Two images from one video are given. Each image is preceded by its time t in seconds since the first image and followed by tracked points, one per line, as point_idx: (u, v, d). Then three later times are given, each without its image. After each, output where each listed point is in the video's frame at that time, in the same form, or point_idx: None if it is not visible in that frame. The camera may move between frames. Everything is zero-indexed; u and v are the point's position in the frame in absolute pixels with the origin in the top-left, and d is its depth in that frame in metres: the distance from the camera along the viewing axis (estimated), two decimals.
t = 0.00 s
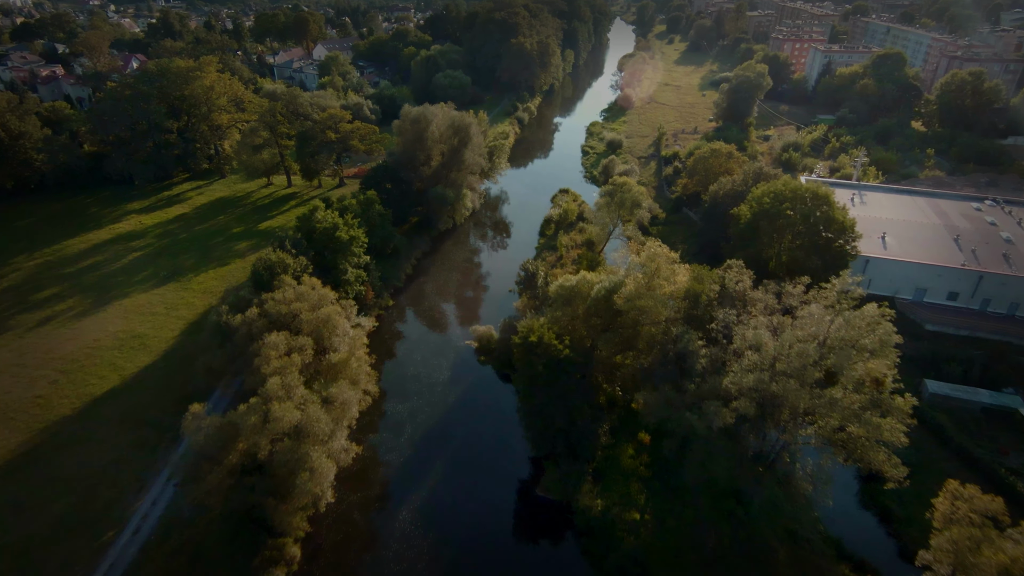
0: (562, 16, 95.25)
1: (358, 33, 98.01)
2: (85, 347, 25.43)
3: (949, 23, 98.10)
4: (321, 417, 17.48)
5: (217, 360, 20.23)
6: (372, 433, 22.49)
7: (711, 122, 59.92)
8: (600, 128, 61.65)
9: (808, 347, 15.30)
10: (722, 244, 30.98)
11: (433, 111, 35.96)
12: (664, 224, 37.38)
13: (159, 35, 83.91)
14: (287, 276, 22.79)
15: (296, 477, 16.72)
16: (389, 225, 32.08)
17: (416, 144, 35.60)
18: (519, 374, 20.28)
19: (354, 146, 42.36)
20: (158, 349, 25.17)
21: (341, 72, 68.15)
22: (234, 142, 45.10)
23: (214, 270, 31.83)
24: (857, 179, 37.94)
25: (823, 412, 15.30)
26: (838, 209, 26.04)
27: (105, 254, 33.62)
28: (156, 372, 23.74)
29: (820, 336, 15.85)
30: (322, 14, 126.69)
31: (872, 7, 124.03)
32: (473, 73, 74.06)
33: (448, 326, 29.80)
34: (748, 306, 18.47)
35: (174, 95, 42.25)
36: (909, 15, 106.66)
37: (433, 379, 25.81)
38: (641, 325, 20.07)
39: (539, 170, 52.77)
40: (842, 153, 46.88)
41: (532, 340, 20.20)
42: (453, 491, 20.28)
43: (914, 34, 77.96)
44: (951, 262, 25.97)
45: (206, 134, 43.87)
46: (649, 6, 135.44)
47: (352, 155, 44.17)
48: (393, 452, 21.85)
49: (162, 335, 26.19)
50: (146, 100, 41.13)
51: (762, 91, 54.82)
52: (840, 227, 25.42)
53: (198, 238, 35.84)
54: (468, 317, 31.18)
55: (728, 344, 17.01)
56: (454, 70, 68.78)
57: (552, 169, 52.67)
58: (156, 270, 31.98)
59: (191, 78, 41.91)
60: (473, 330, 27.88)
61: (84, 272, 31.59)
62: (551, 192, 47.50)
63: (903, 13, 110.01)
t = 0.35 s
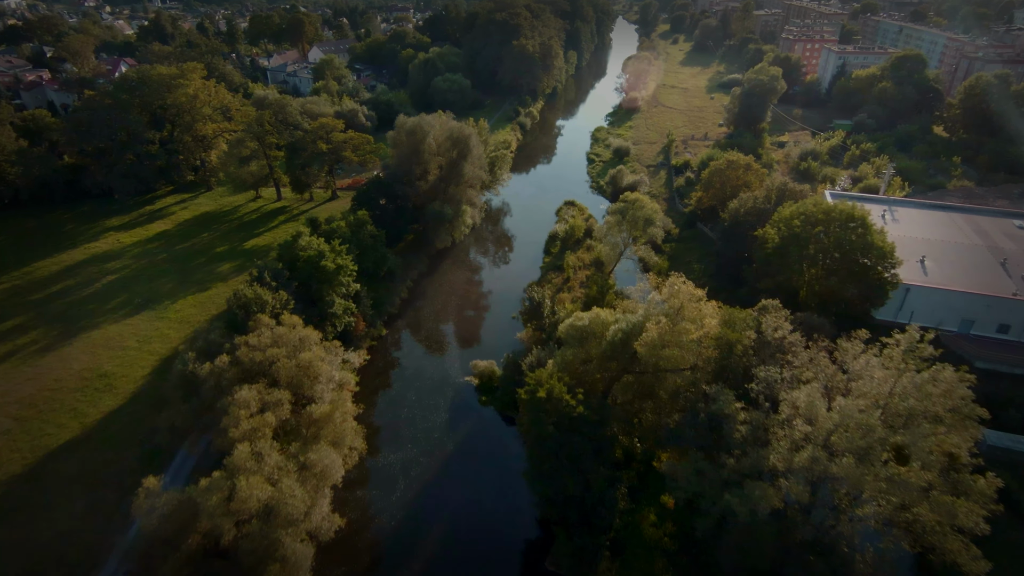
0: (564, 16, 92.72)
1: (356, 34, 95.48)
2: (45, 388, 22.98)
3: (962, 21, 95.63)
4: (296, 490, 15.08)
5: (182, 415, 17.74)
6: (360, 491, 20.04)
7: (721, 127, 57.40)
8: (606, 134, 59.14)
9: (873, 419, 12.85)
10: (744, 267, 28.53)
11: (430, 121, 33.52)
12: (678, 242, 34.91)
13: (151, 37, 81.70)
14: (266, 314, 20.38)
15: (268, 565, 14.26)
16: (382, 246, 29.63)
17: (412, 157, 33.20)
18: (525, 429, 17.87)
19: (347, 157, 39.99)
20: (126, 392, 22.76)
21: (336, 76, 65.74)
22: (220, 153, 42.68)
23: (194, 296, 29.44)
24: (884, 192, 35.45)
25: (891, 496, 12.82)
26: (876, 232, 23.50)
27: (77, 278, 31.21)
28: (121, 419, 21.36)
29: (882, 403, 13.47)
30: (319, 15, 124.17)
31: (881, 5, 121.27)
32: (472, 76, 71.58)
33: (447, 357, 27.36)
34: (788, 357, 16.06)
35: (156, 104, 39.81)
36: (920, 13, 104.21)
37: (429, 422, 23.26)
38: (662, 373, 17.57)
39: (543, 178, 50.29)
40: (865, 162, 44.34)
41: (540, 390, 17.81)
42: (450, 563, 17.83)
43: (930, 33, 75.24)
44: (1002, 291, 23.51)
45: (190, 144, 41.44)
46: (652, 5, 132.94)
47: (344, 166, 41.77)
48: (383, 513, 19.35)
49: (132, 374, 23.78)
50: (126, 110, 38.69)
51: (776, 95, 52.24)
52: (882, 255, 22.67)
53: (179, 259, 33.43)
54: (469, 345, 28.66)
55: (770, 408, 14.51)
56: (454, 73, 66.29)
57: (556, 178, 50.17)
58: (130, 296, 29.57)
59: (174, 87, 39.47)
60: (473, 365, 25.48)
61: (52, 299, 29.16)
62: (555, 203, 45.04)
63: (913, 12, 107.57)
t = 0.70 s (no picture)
0: (567, 17, 90.35)
1: (353, 36, 93.20)
2: None
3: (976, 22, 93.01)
4: None
5: (135, 488, 15.28)
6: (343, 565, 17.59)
7: (732, 135, 54.96)
8: (612, 141, 56.71)
9: (967, 525, 10.36)
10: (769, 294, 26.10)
11: (426, 134, 31.16)
12: (693, 262, 32.44)
13: (142, 40, 79.45)
14: (238, 362, 18.00)
15: None
16: (375, 272, 27.22)
17: (407, 174, 30.83)
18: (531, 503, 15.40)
19: (339, 170, 37.62)
20: (84, 444, 20.36)
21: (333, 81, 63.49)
22: (205, 165, 40.29)
23: (169, 326, 27.05)
24: (915, 209, 32.95)
25: None
26: (922, 261, 20.99)
27: (43, 305, 28.76)
28: (76, 478, 18.96)
29: (970, 499, 11.05)
30: (317, 16, 121.98)
31: (891, 4, 118.72)
32: (473, 80, 69.21)
33: (444, 395, 24.86)
34: (842, 427, 13.65)
35: (136, 113, 37.40)
36: (931, 13, 101.67)
37: (422, 475, 20.77)
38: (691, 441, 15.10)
39: (547, 188, 47.84)
40: (888, 173, 41.85)
41: (550, 458, 15.41)
42: None
43: (946, 34, 72.66)
44: None
45: (173, 156, 39.05)
46: (655, 6, 130.58)
47: (337, 179, 39.45)
48: None
49: (93, 421, 21.38)
50: (103, 120, 36.27)
51: (791, 101, 49.74)
52: (930, 289, 20.18)
53: (156, 283, 31.03)
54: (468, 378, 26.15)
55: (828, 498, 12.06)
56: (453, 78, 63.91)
57: (561, 188, 47.68)
58: (100, 326, 27.17)
59: (155, 96, 37.06)
60: (473, 406, 23.01)
61: (14, 330, 26.72)
62: (561, 216, 42.58)
63: (924, 13, 105.05)
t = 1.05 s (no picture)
0: (571, 19, 88.09)
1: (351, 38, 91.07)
2: None
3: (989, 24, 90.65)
4: None
5: None
6: None
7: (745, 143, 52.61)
8: (619, 149, 54.35)
9: None
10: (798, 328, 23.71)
11: (423, 148, 28.82)
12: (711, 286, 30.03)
13: (134, 43, 77.33)
14: (203, 424, 15.64)
15: None
16: (366, 302, 24.86)
17: (403, 191, 28.49)
18: None
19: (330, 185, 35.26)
20: (32, 508, 17.98)
21: (329, 86, 61.26)
22: (188, 178, 37.92)
23: (140, 362, 24.68)
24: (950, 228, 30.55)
25: None
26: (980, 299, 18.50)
27: (6, 335, 26.38)
28: (18, 553, 16.55)
29: None
30: (316, 17, 119.91)
31: (900, 4, 116.33)
32: (474, 84, 66.92)
33: (441, 441, 22.35)
34: (921, 528, 11.31)
35: (114, 124, 35.04)
36: (942, 15, 99.31)
37: (416, 543, 18.34)
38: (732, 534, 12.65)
39: (552, 200, 45.52)
40: (913, 186, 39.49)
41: (563, 556, 13.10)
42: None
43: (963, 36, 70.17)
44: None
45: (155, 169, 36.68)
46: (660, 7, 128.36)
47: (329, 193, 37.13)
48: None
49: (46, 479, 19.00)
50: (79, 131, 33.91)
51: (808, 108, 47.30)
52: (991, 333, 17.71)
53: (131, 309, 28.70)
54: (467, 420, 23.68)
55: None
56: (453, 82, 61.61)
57: (566, 200, 45.34)
58: (65, 361, 24.81)
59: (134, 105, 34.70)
60: (473, 457, 20.59)
61: None
62: (566, 231, 40.23)
63: (935, 15, 102.80)
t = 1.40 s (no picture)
0: (575, 21, 85.81)
1: (349, 39, 88.90)
2: None
3: (1004, 26, 88.17)
4: None
5: None
6: None
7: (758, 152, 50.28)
8: (626, 158, 52.03)
9: None
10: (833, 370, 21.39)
11: (418, 165, 26.52)
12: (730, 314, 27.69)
13: (126, 45, 75.37)
14: (152, 505, 13.35)
15: None
16: (354, 337, 22.60)
17: (395, 212, 26.25)
18: None
19: (320, 201, 33.00)
20: None
21: (324, 92, 58.99)
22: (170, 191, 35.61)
23: (106, 403, 22.42)
24: (989, 252, 28.18)
25: None
26: None
27: None
28: None
29: None
30: (315, 19, 117.81)
31: (910, 5, 113.95)
32: (475, 89, 64.62)
33: (435, 496, 19.98)
34: None
35: (89, 134, 32.73)
36: (955, 17, 96.93)
37: None
38: None
39: (556, 212, 43.23)
40: (940, 202, 37.17)
41: None
42: None
43: (981, 39, 67.75)
44: None
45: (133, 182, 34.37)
46: (664, 8, 126.28)
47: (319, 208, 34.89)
48: None
49: None
50: (50, 143, 31.59)
51: (826, 116, 44.94)
52: None
53: (100, 338, 26.44)
54: (465, 468, 21.26)
55: None
56: (453, 87, 59.36)
57: (571, 212, 43.05)
58: (23, 401, 22.52)
59: (111, 115, 32.37)
60: (470, 518, 18.25)
61: None
62: (572, 247, 37.95)
63: (947, 17, 100.32)
